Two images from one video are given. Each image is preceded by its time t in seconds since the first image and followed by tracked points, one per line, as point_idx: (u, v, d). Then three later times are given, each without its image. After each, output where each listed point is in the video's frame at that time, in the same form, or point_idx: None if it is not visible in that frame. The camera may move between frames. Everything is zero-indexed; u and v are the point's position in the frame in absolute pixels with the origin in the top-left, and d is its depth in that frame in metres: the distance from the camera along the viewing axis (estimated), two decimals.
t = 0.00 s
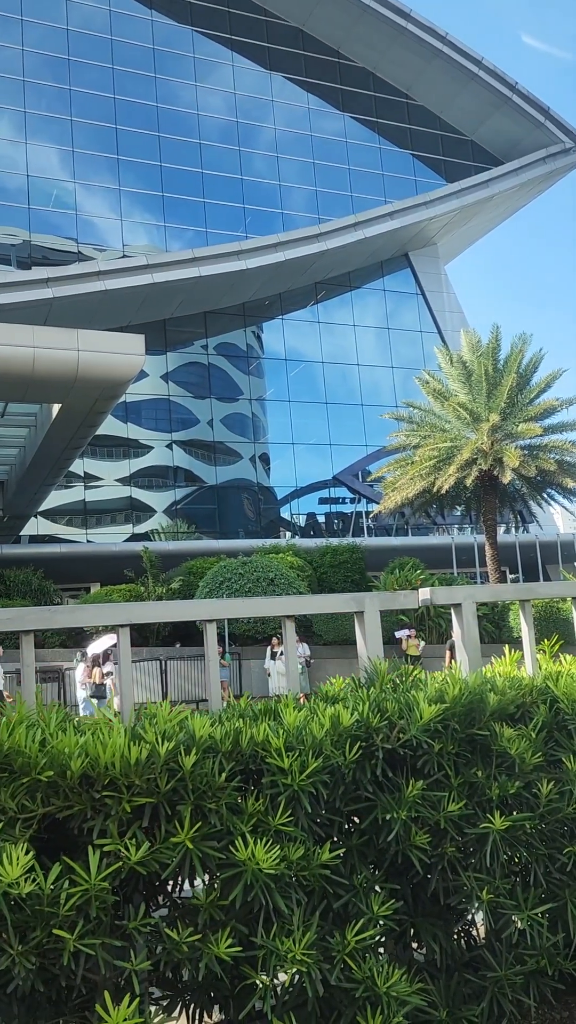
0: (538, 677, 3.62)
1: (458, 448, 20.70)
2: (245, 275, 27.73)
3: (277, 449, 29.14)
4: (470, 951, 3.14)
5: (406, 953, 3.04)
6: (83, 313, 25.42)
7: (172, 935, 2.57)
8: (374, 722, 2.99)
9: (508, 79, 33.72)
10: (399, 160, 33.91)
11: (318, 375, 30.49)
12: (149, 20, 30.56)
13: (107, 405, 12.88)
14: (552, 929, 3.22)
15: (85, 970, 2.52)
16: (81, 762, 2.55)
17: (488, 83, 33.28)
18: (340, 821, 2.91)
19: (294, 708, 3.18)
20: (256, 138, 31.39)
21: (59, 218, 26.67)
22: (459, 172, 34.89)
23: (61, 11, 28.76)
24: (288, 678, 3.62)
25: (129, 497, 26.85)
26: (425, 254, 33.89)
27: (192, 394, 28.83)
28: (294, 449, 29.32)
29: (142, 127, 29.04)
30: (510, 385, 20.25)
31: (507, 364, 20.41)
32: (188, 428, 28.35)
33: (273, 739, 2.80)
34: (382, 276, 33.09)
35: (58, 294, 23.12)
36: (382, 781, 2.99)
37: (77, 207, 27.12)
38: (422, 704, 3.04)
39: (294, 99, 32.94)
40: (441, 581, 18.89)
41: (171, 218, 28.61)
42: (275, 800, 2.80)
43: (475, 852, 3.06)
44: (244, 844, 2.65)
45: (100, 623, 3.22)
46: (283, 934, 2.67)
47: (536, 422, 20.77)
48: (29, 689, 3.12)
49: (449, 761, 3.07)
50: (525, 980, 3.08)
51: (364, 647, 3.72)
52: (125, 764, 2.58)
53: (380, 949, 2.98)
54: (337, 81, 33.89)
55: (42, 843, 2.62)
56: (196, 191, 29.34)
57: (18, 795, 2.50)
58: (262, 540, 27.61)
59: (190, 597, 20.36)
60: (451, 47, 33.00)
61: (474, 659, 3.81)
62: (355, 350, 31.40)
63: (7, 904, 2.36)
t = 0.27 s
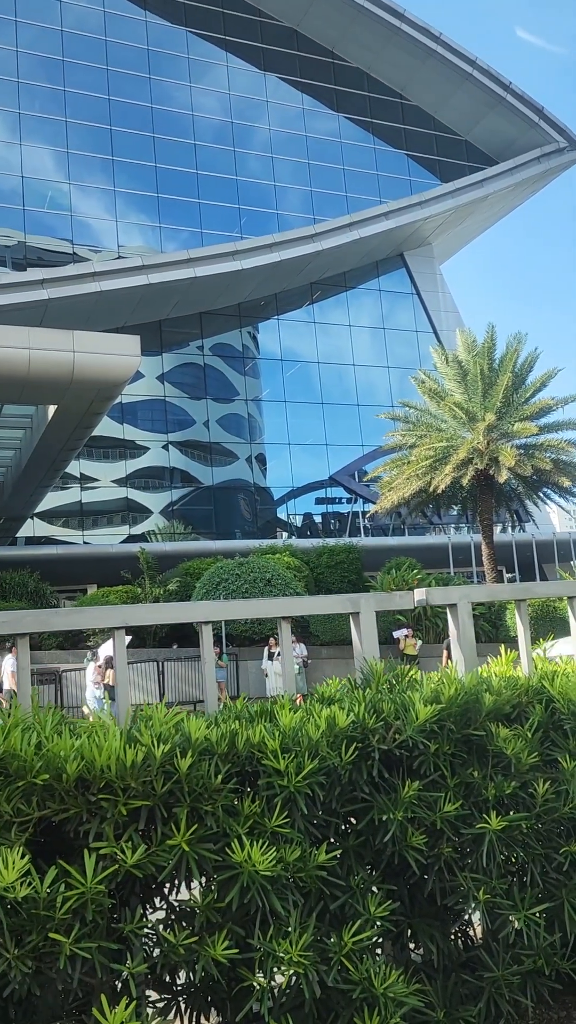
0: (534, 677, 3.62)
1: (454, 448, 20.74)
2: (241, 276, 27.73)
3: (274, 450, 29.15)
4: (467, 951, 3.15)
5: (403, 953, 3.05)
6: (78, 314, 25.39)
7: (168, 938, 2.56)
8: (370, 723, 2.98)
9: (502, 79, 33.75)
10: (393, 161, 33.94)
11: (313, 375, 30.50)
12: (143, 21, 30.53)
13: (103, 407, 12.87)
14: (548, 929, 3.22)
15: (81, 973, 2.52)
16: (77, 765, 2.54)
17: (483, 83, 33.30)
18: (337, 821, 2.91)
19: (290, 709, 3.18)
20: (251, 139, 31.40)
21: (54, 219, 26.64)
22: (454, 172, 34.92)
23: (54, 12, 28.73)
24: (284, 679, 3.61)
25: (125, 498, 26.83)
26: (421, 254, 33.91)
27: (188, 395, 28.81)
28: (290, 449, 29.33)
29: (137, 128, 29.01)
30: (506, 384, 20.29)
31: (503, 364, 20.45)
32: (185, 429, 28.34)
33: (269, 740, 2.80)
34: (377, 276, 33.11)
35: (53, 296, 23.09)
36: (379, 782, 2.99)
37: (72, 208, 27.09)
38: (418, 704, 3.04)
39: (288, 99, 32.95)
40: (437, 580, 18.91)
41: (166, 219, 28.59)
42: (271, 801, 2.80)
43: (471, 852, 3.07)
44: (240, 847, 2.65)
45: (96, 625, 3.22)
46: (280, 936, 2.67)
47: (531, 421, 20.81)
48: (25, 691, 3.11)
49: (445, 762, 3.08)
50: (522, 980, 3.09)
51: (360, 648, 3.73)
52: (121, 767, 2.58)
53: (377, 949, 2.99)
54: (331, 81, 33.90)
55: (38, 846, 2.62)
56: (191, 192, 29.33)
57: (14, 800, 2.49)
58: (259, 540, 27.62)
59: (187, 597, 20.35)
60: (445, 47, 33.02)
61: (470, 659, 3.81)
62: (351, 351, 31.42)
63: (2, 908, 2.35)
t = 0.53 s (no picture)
0: (528, 682, 3.62)
1: (449, 450, 20.76)
2: (235, 278, 27.74)
3: (269, 452, 29.15)
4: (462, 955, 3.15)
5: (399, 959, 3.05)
6: (73, 318, 25.38)
7: (163, 945, 2.56)
8: (364, 729, 2.99)
9: (495, 80, 33.82)
10: (387, 162, 33.99)
11: (309, 377, 30.51)
12: (136, 25, 30.54)
13: (98, 410, 12.86)
14: (543, 933, 3.23)
15: (76, 983, 2.52)
16: (70, 774, 2.54)
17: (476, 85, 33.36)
18: (332, 828, 2.91)
19: (284, 717, 3.17)
20: (244, 142, 31.43)
21: (48, 223, 26.64)
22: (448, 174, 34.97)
23: (48, 16, 28.76)
24: (278, 685, 3.62)
25: (121, 501, 26.82)
26: (415, 255, 33.95)
27: (184, 397, 28.82)
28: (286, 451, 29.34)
29: (130, 131, 29.02)
30: (500, 386, 20.32)
31: (497, 365, 20.47)
32: (180, 431, 28.34)
33: (263, 748, 2.80)
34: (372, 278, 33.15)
35: (47, 300, 23.09)
36: (372, 788, 2.99)
37: (67, 211, 27.09)
38: (411, 710, 3.05)
39: (282, 102, 33.00)
40: (433, 582, 18.93)
41: (161, 222, 28.60)
42: (265, 809, 2.80)
43: (466, 857, 3.07)
44: (234, 855, 2.65)
45: (91, 633, 3.22)
46: (275, 944, 2.67)
47: (526, 422, 20.82)
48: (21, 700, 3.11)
49: (439, 767, 3.08)
50: (517, 984, 3.08)
51: (354, 654, 3.74)
52: (114, 777, 2.58)
53: (372, 955, 2.98)
54: (325, 84, 33.94)
55: (31, 856, 2.62)
56: (185, 195, 29.35)
57: (8, 810, 2.49)
58: (255, 542, 27.61)
59: (184, 601, 20.35)
60: (438, 49, 33.08)
61: (464, 663, 3.82)
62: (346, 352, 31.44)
63: None
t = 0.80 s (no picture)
0: (522, 684, 3.63)
1: (445, 452, 20.78)
2: (230, 282, 27.76)
3: (265, 455, 29.16)
4: (458, 959, 3.14)
5: (394, 963, 3.04)
6: (67, 322, 25.37)
7: (157, 951, 2.55)
8: (358, 734, 2.98)
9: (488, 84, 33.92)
10: (381, 166, 34.07)
11: (304, 380, 30.53)
12: (129, 29, 30.60)
13: (93, 414, 12.86)
14: (539, 937, 3.22)
15: (70, 990, 2.51)
16: (63, 781, 2.54)
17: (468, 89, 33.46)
18: (326, 833, 2.91)
19: (278, 721, 3.17)
20: (238, 146, 31.49)
21: (42, 227, 26.65)
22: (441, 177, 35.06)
23: (41, 21, 28.78)
24: (273, 690, 3.61)
25: (117, 505, 26.79)
26: (409, 258, 34.02)
27: (179, 401, 28.82)
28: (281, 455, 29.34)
29: (124, 135, 29.06)
30: (495, 388, 20.35)
31: (492, 367, 20.51)
32: (176, 435, 28.33)
33: (256, 753, 2.80)
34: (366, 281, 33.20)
35: (42, 304, 23.09)
36: (367, 792, 2.99)
37: (61, 216, 27.10)
38: (405, 714, 3.05)
39: (276, 106, 33.09)
40: (429, 584, 18.93)
41: (155, 227, 28.62)
42: (259, 814, 2.80)
43: (461, 862, 3.07)
44: (228, 860, 2.64)
45: (85, 638, 3.22)
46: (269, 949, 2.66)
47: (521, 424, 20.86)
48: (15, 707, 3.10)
49: (433, 770, 3.08)
50: (513, 988, 3.08)
51: (348, 658, 3.73)
52: (107, 783, 2.58)
53: (368, 960, 2.97)
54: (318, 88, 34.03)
55: (24, 862, 2.61)
56: (179, 199, 29.38)
57: None
58: (251, 546, 27.59)
59: (180, 605, 20.34)
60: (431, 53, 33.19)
61: (458, 666, 3.82)
62: (341, 356, 31.47)
63: None
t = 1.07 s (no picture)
0: (516, 688, 3.63)
1: (440, 455, 20.82)
2: (225, 286, 27.78)
3: (260, 459, 29.18)
4: (455, 963, 3.14)
5: (391, 967, 3.04)
6: (63, 327, 25.38)
7: (154, 957, 2.55)
8: (353, 737, 2.99)
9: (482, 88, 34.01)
10: (375, 170, 34.15)
11: (299, 384, 30.57)
12: (123, 34, 30.65)
13: (89, 419, 12.86)
14: (535, 939, 3.22)
15: (66, 997, 2.51)
16: (58, 787, 2.54)
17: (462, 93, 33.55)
18: (323, 837, 2.91)
19: (274, 725, 3.17)
20: (233, 150, 31.55)
21: (37, 232, 26.67)
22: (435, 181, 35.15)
23: (36, 26, 28.83)
24: (269, 693, 3.61)
25: (112, 510, 26.78)
26: (404, 262, 34.09)
27: (175, 405, 28.83)
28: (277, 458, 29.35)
29: (119, 140, 29.10)
30: (490, 391, 20.38)
31: (487, 371, 20.54)
32: (171, 439, 28.34)
33: (252, 758, 2.80)
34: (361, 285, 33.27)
35: (37, 309, 23.11)
36: (363, 796, 3.00)
37: (56, 220, 27.11)
38: (401, 717, 3.06)
39: (270, 111, 33.19)
40: (425, 587, 18.95)
41: (150, 231, 28.64)
42: (255, 818, 2.80)
43: (457, 864, 3.08)
44: (224, 866, 2.64)
45: (80, 643, 3.22)
46: (265, 954, 2.66)
47: (516, 427, 20.92)
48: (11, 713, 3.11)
49: (429, 774, 3.08)
50: (510, 992, 3.07)
51: (344, 661, 3.74)
52: (103, 788, 2.58)
53: (365, 965, 2.97)
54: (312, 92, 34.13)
55: (20, 869, 2.60)
56: (174, 204, 29.42)
57: None
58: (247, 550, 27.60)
59: (177, 609, 20.34)
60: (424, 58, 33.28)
61: (453, 670, 3.83)
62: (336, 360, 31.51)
63: None
